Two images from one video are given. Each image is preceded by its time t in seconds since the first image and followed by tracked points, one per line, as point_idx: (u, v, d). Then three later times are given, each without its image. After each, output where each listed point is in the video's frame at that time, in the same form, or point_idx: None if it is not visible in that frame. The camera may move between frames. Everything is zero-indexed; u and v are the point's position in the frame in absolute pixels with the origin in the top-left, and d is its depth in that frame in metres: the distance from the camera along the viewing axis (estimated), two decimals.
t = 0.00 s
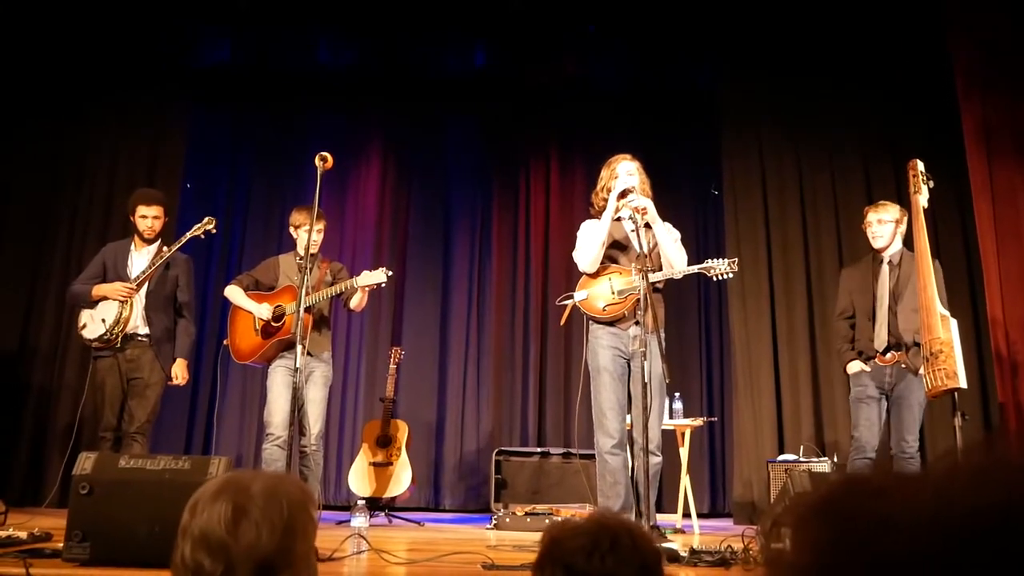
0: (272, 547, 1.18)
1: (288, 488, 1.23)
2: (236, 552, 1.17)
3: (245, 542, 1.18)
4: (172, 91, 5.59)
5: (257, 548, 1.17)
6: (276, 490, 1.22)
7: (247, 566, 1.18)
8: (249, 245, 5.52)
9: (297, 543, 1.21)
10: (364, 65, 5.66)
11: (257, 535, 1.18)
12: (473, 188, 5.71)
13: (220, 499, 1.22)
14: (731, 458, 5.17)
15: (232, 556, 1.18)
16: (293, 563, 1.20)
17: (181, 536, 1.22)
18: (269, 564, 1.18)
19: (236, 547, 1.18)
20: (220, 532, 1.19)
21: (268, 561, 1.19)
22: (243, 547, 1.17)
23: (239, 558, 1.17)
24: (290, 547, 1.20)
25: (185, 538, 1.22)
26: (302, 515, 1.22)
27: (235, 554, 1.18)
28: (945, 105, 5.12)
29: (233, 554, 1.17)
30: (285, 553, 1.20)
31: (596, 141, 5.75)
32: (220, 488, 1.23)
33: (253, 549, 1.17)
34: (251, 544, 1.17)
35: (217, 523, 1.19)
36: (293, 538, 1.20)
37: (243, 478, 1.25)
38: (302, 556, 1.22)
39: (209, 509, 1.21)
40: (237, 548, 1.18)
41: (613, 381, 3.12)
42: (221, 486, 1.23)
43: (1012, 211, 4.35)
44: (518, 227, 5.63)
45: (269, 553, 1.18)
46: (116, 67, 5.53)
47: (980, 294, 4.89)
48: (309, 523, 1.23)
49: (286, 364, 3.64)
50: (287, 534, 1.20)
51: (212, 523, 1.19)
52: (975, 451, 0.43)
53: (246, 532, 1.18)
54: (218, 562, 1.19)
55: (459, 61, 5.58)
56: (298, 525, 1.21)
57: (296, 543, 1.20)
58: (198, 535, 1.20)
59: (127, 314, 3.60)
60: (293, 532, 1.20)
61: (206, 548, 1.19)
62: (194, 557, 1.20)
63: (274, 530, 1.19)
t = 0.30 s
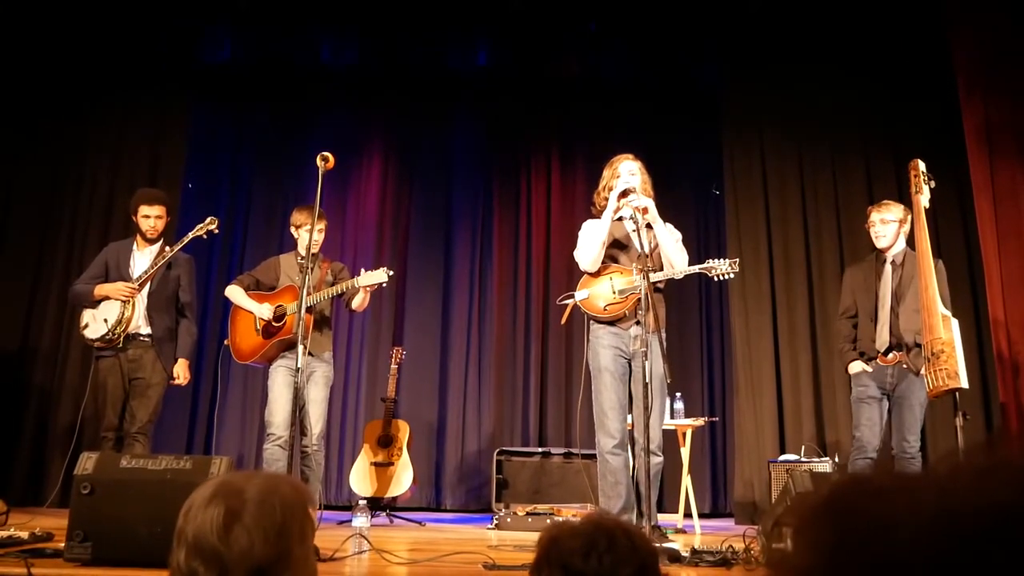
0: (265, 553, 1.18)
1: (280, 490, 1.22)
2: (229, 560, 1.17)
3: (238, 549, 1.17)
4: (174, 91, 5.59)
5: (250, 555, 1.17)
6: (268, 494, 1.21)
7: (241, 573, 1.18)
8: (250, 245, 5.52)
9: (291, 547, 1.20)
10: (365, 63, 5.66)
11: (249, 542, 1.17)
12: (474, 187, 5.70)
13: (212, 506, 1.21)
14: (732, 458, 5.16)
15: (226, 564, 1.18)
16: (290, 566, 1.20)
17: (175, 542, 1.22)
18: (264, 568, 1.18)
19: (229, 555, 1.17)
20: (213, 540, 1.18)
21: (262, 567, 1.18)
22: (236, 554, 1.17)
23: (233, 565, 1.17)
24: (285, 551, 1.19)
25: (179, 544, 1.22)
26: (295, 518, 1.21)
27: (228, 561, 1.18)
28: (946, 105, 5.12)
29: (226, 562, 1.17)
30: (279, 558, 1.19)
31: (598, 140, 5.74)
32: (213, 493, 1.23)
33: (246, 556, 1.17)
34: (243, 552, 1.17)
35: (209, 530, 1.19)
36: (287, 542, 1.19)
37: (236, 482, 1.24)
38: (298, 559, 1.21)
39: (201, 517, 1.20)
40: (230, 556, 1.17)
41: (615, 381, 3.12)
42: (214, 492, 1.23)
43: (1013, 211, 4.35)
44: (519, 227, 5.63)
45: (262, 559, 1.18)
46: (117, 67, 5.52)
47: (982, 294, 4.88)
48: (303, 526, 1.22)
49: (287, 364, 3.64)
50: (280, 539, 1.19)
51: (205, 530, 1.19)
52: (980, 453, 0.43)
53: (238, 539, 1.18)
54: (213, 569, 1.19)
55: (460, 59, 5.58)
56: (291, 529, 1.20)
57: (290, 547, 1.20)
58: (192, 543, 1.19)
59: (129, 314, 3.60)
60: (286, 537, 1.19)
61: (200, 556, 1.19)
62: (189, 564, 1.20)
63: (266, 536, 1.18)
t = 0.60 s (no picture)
0: (258, 555, 1.18)
1: (273, 492, 1.22)
2: (222, 562, 1.17)
3: (231, 551, 1.17)
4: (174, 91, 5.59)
5: (242, 556, 1.17)
6: (261, 495, 1.21)
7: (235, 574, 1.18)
8: (251, 246, 5.52)
9: (284, 548, 1.20)
10: (366, 63, 5.66)
11: (242, 544, 1.17)
12: (475, 188, 5.70)
13: (204, 509, 1.21)
14: (733, 458, 5.16)
15: (219, 565, 1.17)
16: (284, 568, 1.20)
17: (170, 544, 1.22)
18: (258, 570, 1.18)
19: (222, 556, 1.17)
20: (205, 542, 1.18)
21: (256, 568, 1.18)
22: (229, 555, 1.17)
23: (226, 567, 1.17)
24: (278, 553, 1.19)
25: (173, 546, 1.22)
26: (289, 519, 1.21)
27: (222, 563, 1.17)
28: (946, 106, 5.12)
29: (220, 563, 1.17)
30: (272, 559, 1.19)
31: (599, 140, 5.75)
32: (207, 494, 1.23)
33: (239, 557, 1.17)
34: (236, 553, 1.17)
35: (201, 532, 1.19)
36: (280, 545, 1.19)
37: (231, 483, 1.24)
38: (293, 560, 1.21)
39: (194, 518, 1.20)
40: (223, 557, 1.17)
41: (615, 382, 3.12)
42: (207, 494, 1.23)
43: (1013, 211, 4.35)
44: (520, 227, 5.63)
45: (255, 560, 1.18)
46: (118, 67, 5.52)
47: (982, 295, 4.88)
48: (296, 527, 1.22)
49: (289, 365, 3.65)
50: (273, 540, 1.19)
51: (198, 532, 1.19)
52: (982, 453, 0.43)
53: (231, 541, 1.17)
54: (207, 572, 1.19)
55: (462, 59, 5.58)
56: (284, 530, 1.20)
57: (283, 548, 1.20)
58: (185, 544, 1.19)
59: (129, 315, 3.60)
60: (280, 538, 1.19)
61: (193, 558, 1.19)
62: (182, 566, 1.20)
63: (260, 537, 1.18)
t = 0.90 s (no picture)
0: (251, 556, 1.17)
1: (267, 493, 1.22)
2: (215, 564, 1.17)
3: (223, 553, 1.17)
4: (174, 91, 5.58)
5: (235, 558, 1.17)
6: (255, 497, 1.21)
7: None
8: (251, 246, 5.52)
9: (278, 550, 1.19)
10: (367, 63, 5.66)
11: (234, 546, 1.17)
12: (475, 188, 5.70)
13: (198, 510, 1.21)
14: (733, 458, 5.16)
15: (212, 567, 1.18)
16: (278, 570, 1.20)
17: (167, 544, 1.22)
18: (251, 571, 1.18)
19: (215, 559, 1.18)
20: (198, 544, 1.18)
21: (248, 570, 1.18)
22: (222, 558, 1.17)
23: (219, 568, 1.18)
24: (271, 554, 1.19)
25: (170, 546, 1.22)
26: (283, 521, 1.21)
27: (215, 565, 1.18)
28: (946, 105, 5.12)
29: (213, 565, 1.17)
30: (266, 560, 1.19)
31: (599, 140, 5.75)
32: (203, 495, 1.23)
33: (231, 560, 1.17)
34: (228, 555, 1.17)
35: (194, 534, 1.19)
36: (273, 546, 1.19)
37: (227, 484, 1.24)
38: (288, 562, 1.21)
39: (188, 520, 1.21)
40: (216, 559, 1.18)
41: (615, 382, 3.12)
42: (202, 495, 1.23)
43: (1013, 211, 4.35)
44: (519, 228, 5.63)
45: (248, 562, 1.17)
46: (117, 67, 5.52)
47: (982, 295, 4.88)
48: (290, 529, 1.21)
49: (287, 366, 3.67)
50: (266, 542, 1.19)
51: (191, 534, 1.19)
52: (984, 451, 0.43)
53: (223, 543, 1.17)
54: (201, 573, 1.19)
55: (463, 59, 5.58)
56: (277, 532, 1.19)
57: (277, 550, 1.19)
58: (179, 546, 1.20)
59: (130, 315, 3.60)
60: (272, 540, 1.19)
61: (187, 559, 1.19)
62: (177, 567, 1.20)
63: (252, 538, 1.18)
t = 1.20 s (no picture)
0: (254, 556, 1.17)
1: (272, 494, 1.22)
2: (218, 564, 1.17)
3: (227, 553, 1.17)
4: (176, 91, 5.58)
5: (238, 558, 1.17)
6: (260, 497, 1.21)
7: None
8: (251, 247, 5.51)
9: (282, 550, 1.19)
10: (369, 63, 5.66)
11: (238, 546, 1.17)
12: (477, 188, 5.70)
13: (202, 510, 1.21)
14: (734, 457, 5.16)
15: (216, 567, 1.18)
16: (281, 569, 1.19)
17: (171, 544, 1.22)
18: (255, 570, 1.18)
19: (220, 559, 1.18)
20: (202, 544, 1.18)
21: (252, 570, 1.18)
22: (225, 558, 1.17)
23: (222, 568, 1.17)
24: (275, 554, 1.19)
25: (174, 546, 1.22)
26: (288, 521, 1.21)
27: (219, 565, 1.18)
28: (947, 105, 5.12)
29: (216, 565, 1.17)
30: (269, 560, 1.19)
31: (600, 140, 5.75)
32: (207, 495, 1.23)
33: (234, 560, 1.17)
34: (232, 555, 1.17)
35: (198, 535, 1.19)
36: (277, 547, 1.19)
37: (231, 484, 1.24)
38: (292, 562, 1.20)
39: (192, 520, 1.21)
40: (220, 560, 1.17)
41: (617, 382, 3.12)
42: (206, 495, 1.23)
43: (1015, 211, 4.34)
44: (521, 229, 5.62)
45: (251, 562, 1.17)
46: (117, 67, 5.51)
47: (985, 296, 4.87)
48: (295, 529, 1.21)
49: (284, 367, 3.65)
50: (269, 542, 1.19)
51: (196, 534, 1.20)
52: (984, 455, 0.46)
53: (227, 543, 1.17)
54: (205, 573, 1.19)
55: (464, 58, 5.57)
56: (282, 533, 1.19)
57: (281, 550, 1.19)
58: (183, 546, 1.20)
59: (131, 314, 3.61)
60: (276, 541, 1.19)
61: (191, 559, 1.20)
62: (182, 568, 1.20)
63: (256, 539, 1.18)
